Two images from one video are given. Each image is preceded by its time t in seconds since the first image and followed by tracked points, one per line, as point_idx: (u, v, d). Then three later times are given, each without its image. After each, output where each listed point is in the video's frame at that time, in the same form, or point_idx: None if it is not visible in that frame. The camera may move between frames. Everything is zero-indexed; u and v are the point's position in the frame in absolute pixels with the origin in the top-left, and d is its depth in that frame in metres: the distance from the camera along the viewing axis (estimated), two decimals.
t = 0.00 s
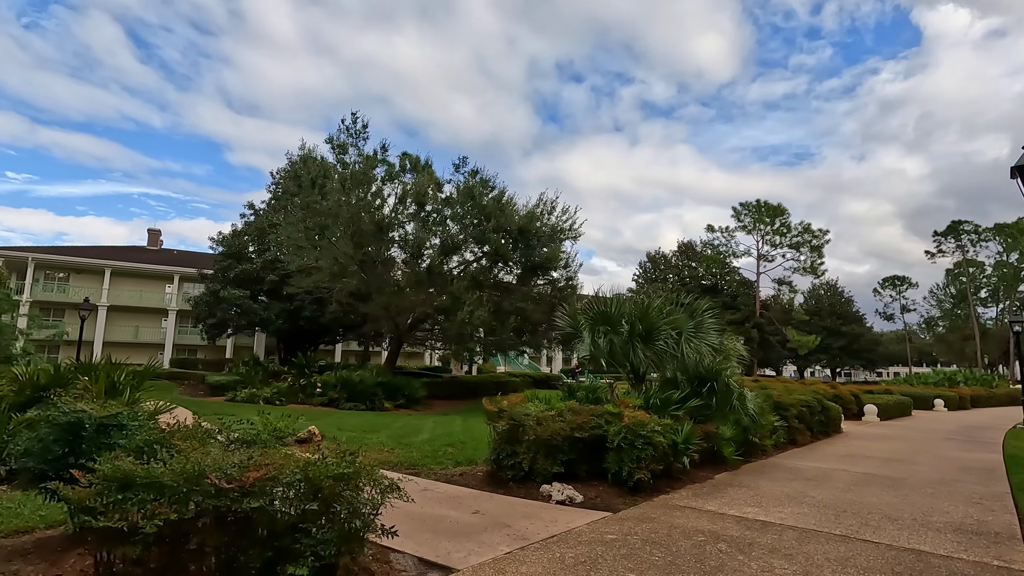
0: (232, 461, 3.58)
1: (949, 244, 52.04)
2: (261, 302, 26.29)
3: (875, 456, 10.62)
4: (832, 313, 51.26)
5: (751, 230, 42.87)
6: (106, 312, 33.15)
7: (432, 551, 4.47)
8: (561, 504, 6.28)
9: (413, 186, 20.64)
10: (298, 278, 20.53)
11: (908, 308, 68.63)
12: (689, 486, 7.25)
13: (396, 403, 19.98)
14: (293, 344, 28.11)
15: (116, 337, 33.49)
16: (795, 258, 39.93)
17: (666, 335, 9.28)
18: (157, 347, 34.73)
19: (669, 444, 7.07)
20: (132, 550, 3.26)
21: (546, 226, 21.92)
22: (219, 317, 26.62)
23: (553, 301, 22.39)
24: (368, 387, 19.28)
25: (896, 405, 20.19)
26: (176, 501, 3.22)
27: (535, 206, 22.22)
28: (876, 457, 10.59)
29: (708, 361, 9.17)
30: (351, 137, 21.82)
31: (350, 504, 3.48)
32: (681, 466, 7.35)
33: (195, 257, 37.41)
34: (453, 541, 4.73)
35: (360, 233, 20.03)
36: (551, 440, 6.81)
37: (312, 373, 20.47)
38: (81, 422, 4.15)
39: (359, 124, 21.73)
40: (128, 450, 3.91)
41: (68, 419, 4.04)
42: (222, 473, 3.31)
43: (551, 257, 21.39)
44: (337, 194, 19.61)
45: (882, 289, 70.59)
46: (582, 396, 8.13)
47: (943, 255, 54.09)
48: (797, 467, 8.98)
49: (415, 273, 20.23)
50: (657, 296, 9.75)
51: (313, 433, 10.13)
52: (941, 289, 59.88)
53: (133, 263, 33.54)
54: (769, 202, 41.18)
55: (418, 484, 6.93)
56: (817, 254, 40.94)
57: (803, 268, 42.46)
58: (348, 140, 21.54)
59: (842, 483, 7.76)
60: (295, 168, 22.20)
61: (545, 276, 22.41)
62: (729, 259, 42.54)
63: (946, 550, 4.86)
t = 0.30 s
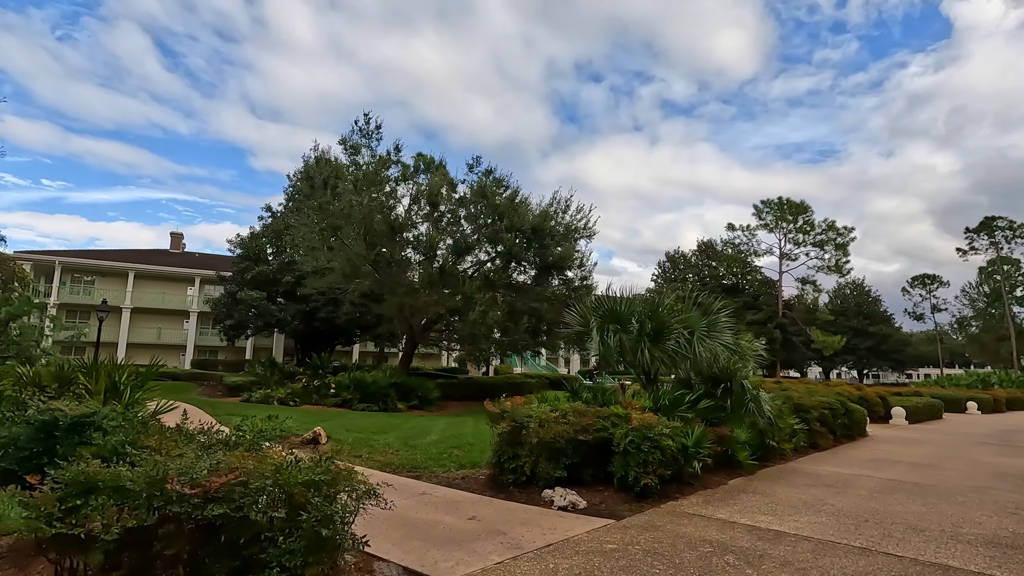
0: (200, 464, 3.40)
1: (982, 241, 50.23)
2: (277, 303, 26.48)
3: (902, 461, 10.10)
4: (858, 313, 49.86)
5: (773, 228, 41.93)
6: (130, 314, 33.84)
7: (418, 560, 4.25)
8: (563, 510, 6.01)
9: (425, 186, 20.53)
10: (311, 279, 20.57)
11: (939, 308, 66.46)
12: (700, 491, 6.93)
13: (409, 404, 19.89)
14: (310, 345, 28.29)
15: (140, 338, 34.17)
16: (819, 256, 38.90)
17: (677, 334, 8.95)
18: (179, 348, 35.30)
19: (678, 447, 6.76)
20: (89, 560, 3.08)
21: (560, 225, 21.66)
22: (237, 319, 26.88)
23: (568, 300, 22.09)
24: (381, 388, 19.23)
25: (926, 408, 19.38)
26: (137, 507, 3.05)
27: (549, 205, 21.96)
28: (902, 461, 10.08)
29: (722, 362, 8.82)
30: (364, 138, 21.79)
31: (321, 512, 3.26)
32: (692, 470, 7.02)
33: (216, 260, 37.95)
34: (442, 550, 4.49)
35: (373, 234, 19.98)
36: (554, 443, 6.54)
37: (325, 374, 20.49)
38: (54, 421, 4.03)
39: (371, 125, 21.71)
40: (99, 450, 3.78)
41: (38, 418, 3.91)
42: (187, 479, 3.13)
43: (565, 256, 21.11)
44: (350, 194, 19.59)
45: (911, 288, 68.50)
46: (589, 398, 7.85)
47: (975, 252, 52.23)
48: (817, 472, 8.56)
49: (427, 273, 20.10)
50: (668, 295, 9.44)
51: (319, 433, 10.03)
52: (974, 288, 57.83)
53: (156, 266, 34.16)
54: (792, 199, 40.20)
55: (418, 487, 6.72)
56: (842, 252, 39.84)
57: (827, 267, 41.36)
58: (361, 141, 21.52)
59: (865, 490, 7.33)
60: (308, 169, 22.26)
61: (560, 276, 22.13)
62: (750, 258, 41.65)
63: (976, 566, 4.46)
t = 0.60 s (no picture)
0: (165, 471, 3.20)
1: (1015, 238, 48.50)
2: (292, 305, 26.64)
3: (929, 468, 9.61)
4: (884, 313, 48.56)
5: (794, 226, 41.01)
6: (150, 316, 34.41)
7: (403, 572, 4.04)
8: (565, 518, 5.74)
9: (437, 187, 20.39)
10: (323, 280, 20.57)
11: (968, 307, 64.41)
12: (710, 499, 6.61)
13: (421, 406, 19.77)
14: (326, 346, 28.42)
15: (160, 340, 34.71)
16: (843, 255, 37.87)
17: (688, 334, 8.63)
18: (199, 350, 35.78)
19: (687, 452, 6.44)
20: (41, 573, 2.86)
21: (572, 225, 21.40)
22: (252, 320, 27.08)
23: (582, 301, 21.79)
24: (393, 390, 19.13)
25: (955, 411, 18.63)
26: (93, 516, 2.85)
27: (562, 204, 21.71)
28: (929, 468, 9.59)
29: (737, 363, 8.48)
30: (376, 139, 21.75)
31: (290, 523, 3.04)
32: (702, 477, 6.70)
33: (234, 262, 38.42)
34: (430, 562, 4.27)
35: (384, 234, 19.91)
36: (557, 447, 6.27)
37: (338, 375, 20.51)
38: (27, 426, 3.90)
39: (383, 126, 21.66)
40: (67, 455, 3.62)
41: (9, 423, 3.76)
42: (148, 487, 2.93)
43: (578, 255, 20.82)
44: (361, 195, 19.54)
45: (940, 287, 66.54)
46: (595, 401, 7.57)
47: (1007, 250, 50.47)
48: (836, 479, 8.15)
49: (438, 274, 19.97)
50: (679, 293, 9.11)
51: (323, 436, 9.89)
52: (1006, 287, 55.89)
53: (176, 268, 34.71)
54: (814, 197, 39.23)
55: (416, 493, 6.52)
56: (866, 250, 38.78)
57: (851, 266, 40.29)
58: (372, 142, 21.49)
59: (888, 499, 6.92)
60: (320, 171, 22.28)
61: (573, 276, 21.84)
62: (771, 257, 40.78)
63: None
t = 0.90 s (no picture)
0: (125, 473, 3.01)
1: None
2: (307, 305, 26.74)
3: (959, 472, 9.10)
4: (911, 311, 47.15)
5: (816, 223, 40.01)
6: (170, 316, 34.93)
7: None
8: (566, 524, 5.46)
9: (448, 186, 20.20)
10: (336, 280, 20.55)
11: (1001, 304, 62.25)
12: (722, 505, 6.26)
13: (433, 405, 19.62)
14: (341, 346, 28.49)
15: (180, 340, 35.20)
16: (867, 251, 36.80)
17: (699, 331, 8.29)
18: (218, 350, 36.20)
19: (697, 455, 6.12)
20: None
21: (585, 221, 21.05)
22: (267, 320, 27.24)
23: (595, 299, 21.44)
24: (404, 390, 19.01)
25: (987, 412, 17.84)
26: (42, 523, 2.65)
27: (574, 201, 21.38)
28: (959, 472, 9.06)
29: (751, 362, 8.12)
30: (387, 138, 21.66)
31: (248, 532, 2.75)
32: (713, 481, 6.37)
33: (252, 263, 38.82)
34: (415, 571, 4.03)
35: (395, 233, 19.79)
36: (558, 449, 6.00)
37: (351, 375, 20.48)
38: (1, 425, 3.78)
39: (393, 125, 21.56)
40: (35, 456, 3.47)
41: None
42: (100, 492, 2.73)
43: (591, 252, 20.45)
44: (372, 193, 19.48)
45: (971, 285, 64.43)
46: (601, 402, 7.28)
47: None
48: (859, 484, 7.72)
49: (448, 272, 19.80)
50: (690, 289, 8.77)
51: (327, 436, 9.75)
52: None
53: (195, 270, 35.17)
54: (836, 192, 38.20)
55: (413, 496, 6.29)
56: (891, 246, 37.65)
57: (876, 262, 39.16)
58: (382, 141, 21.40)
59: (913, 506, 6.49)
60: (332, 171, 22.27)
61: (587, 274, 21.48)
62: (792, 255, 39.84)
63: None
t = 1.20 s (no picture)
0: (71, 480, 2.83)
1: None
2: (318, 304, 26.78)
3: (984, 476, 8.65)
4: (934, 308, 45.90)
5: (835, 218, 39.08)
6: (186, 316, 35.33)
7: None
8: (562, 530, 5.19)
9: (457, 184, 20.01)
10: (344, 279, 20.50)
11: None
12: (729, 510, 5.97)
13: (441, 404, 19.47)
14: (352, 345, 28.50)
15: (196, 339, 35.58)
16: (888, 247, 35.83)
17: (707, 329, 7.98)
18: (232, 349, 36.54)
19: (702, 457, 5.83)
20: None
21: (595, 218, 20.74)
22: (279, 319, 27.35)
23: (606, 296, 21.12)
24: (412, 388, 18.88)
25: (1015, 413, 17.14)
26: None
27: (585, 198, 21.08)
28: (984, 477, 8.62)
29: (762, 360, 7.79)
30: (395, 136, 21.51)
31: (193, 543, 2.54)
32: (719, 484, 6.07)
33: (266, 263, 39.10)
34: None
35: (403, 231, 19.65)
36: (554, 451, 5.75)
37: (360, 373, 20.43)
38: None
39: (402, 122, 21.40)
40: None
41: None
42: (39, 501, 2.53)
43: (602, 249, 20.11)
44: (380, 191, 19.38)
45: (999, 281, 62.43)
46: (602, 402, 7.03)
47: None
48: (876, 488, 7.35)
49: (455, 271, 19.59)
50: (697, 285, 8.43)
51: (328, 435, 9.62)
52: None
53: (209, 269, 35.51)
54: (857, 186, 37.24)
55: (406, 499, 6.07)
56: (914, 242, 36.61)
57: (898, 258, 38.13)
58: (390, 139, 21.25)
59: (935, 513, 6.11)
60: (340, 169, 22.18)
61: (597, 271, 21.14)
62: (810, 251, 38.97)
63: None
